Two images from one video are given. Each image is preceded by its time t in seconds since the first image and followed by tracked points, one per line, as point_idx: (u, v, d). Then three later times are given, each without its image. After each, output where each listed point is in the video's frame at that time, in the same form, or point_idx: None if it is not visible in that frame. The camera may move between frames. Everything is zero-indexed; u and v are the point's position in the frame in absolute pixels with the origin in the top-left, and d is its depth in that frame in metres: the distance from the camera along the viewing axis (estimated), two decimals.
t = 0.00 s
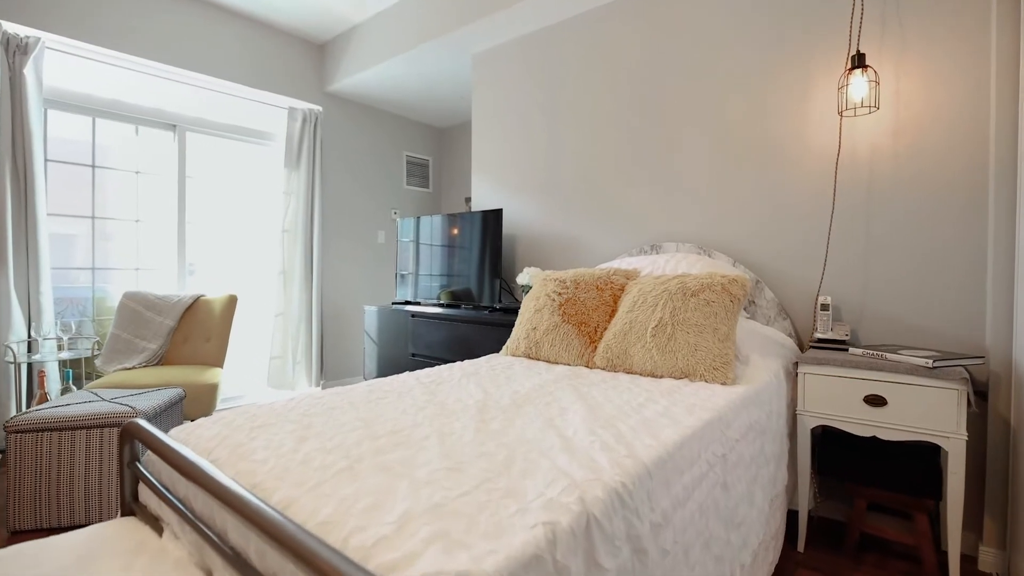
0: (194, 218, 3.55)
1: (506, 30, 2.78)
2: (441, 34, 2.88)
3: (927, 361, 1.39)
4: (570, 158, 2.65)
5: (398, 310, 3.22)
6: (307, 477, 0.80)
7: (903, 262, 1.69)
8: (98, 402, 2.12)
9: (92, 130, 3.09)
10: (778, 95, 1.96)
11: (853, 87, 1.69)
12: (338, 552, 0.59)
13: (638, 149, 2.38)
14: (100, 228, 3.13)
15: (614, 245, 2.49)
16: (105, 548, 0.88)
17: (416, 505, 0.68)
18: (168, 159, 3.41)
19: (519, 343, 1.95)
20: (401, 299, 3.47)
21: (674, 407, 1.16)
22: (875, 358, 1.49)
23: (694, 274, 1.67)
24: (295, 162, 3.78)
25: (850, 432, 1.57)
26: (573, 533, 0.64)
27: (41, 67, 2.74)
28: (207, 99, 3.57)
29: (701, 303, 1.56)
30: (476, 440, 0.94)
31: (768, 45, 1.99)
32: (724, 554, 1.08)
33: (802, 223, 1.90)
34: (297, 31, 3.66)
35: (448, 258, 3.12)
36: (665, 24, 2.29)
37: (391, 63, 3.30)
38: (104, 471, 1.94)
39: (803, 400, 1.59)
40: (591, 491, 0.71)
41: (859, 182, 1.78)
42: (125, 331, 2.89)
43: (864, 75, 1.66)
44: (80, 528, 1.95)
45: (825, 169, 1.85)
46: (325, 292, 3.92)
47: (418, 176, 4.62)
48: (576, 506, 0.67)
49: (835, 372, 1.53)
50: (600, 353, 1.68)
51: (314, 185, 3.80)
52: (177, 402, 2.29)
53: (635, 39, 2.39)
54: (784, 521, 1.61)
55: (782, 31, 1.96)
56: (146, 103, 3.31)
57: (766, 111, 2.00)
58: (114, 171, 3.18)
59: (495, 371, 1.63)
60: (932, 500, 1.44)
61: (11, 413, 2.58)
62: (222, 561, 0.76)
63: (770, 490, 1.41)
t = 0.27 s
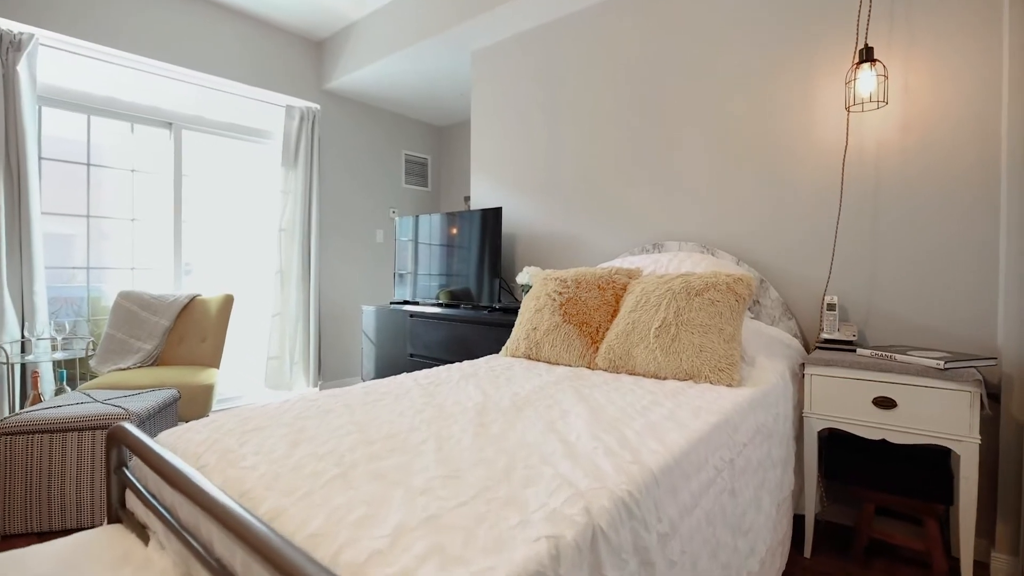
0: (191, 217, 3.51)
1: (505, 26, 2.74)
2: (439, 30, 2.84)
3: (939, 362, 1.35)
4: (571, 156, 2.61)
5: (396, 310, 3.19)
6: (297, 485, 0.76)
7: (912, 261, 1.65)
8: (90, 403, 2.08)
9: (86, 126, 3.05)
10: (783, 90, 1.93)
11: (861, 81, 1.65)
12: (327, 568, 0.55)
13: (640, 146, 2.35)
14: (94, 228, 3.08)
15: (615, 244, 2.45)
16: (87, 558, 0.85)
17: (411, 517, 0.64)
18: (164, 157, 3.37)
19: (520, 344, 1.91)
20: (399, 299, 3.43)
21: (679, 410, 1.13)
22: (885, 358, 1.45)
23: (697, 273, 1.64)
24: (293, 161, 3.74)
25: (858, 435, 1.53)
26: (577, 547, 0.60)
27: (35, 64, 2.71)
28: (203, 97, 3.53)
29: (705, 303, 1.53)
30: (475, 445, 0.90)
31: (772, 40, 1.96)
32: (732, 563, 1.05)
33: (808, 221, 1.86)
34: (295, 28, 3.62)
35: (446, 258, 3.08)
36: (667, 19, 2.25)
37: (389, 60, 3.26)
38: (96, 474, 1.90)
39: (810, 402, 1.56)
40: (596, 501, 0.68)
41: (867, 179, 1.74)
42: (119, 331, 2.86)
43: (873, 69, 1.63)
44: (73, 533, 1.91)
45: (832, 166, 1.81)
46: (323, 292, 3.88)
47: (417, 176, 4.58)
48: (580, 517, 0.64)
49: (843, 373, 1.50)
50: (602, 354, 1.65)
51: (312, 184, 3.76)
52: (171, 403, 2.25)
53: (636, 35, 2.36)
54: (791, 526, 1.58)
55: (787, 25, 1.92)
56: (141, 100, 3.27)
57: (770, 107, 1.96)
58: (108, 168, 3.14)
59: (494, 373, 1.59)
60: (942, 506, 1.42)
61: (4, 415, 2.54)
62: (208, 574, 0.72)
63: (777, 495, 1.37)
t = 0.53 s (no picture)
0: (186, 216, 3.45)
1: (505, 22, 2.70)
2: (438, 27, 2.80)
3: (952, 363, 1.31)
4: (572, 153, 2.57)
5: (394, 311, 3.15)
6: (284, 493, 0.72)
7: (924, 257, 1.61)
8: (81, 404, 2.04)
9: (79, 124, 3.00)
10: (788, 85, 1.89)
11: (870, 74, 1.61)
12: None
13: (642, 142, 2.30)
14: (88, 227, 3.04)
15: (617, 243, 2.40)
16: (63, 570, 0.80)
17: (403, 529, 0.60)
18: (159, 155, 3.33)
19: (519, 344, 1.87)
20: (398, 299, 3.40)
21: (685, 414, 1.08)
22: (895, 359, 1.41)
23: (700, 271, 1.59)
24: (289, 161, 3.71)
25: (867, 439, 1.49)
26: (581, 564, 0.56)
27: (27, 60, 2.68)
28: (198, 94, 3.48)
29: (710, 302, 1.49)
30: (473, 452, 0.86)
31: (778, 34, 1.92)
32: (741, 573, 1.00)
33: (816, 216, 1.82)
34: (292, 24, 3.58)
35: (445, 258, 3.04)
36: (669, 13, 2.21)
37: (387, 57, 3.22)
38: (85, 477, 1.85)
39: (817, 404, 1.52)
40: (601, 513, 0.64)
41: (877, 174, 1.70)
42: (113, 331, 2.82)
43: (882, 62, 1.59)
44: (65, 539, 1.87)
45: (840, 160, 1.77)
46: (321, 293, 3.85)
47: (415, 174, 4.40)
48: (584, 531, 0.59)
49: (852, 374, 1.46)
50: (604, 355, 1.60)
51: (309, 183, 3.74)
52: (164, 405, 2.21)
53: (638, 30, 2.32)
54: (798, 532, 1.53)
55: (792, 20, 1.88)
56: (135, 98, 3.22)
57: (775, 103, 1.92)
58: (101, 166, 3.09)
59: (493, 374, 1.55)
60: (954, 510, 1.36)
61: None
62: None
63: (785, 500, 1.33)
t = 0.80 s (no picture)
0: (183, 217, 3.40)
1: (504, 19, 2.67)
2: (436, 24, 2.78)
3: (964, 365, 1.28)
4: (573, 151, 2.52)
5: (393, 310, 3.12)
6: (272, 502, 0.68)
7: (932, 255, 1.58)
8: (74, 405, 2.01)
9: (74, 122, 2.95)
10: (794, 80, 1.85)
11: (879, 69, 1.58)
12: None
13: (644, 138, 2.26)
14: (86, 228, 2.99)
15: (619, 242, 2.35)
16: None
17: (397, 540, 0.57)
18: (156, 153, 3.28)
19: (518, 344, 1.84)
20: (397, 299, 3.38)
21: (691, 417, 1.05)
22: (906, 361, 1.38)
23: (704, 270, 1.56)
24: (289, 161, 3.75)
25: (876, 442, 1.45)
26: None
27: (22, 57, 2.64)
28: (195, 92, 3.44)
29: (715, 301, 1.45)
30: (471, 457, 0.83)
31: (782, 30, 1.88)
32: None
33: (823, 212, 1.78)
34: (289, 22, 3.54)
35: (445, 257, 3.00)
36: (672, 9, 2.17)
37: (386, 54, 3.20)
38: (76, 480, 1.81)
39: (825, 406, 1.48)
40: (607, 524, 0.60)
41: (885, 169, 1.66)
42: (107, 331, 2.79)
43: (890, 56, 1.56)
44: (55, 543, 1.83)
45: (847, 155, 1.73)
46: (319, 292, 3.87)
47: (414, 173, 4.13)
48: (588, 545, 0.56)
49: (861, 375, 1.42)
50: (606, 355, 1.57)
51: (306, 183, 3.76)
52: (158, 406, 2.17)
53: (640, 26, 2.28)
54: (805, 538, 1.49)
55: (797, 15, 1.85)
56: (131, 97, 3.18)
57: (781, 99, 1.88)
58: (96, 165, 3.05)
59: (492, 375, 1.51)
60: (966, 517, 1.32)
61: None
62: None
63: (793, 505, 1.29)
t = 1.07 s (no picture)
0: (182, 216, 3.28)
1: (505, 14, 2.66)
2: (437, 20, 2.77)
3: (977, 365, 1.24)
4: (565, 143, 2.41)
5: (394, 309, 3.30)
6: (257, 511, 0.65)
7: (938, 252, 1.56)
8: (66, 407, 1.97)
9: (70, 121, 2.83)
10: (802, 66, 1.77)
11: (889, 61, 1.60)
12: None
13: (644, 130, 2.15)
14: (85, 229, 2.86)
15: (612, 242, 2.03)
16: None
17: (389, 551, 0.54)
18: (150, 151, 3.13)
19: (518, 344, 1.84)
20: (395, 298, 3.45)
21: (696, 419, 1.02)
22: (915, 361, 1.33)
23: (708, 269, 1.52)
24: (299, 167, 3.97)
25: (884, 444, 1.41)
26: None
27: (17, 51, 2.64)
28: (193, 90, 3.34)
29: (720, 302, 1.41)
30: (468, 463, 0.79)
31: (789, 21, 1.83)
32: None
33: (831, 206, 1.68)
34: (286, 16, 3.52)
35: (445, 257, 3.11)
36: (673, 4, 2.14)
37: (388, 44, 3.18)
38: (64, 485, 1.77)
39: (831, 408, 1.44)
40: (610, 536, 0.57)
41: (889, 164, 1.63)
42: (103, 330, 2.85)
43: (900, 48, 1.58)
44: (43, 549, 1.79)
45: (854, 150, 1.68)
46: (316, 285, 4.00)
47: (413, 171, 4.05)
48: (591, 560, 0.53)
49: (869, 376, 1.38)
50: (607, 356, 1.54)
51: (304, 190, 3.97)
52: (152, 408, 2.14)
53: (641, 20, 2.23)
54: (811, 543, 1.46)
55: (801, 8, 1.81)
56: (129, 96, 3.06)
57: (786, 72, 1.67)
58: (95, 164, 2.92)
59: (489, 376, 1.48)
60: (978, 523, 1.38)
61: None
62: None
63: (801, 511, 1.26)
